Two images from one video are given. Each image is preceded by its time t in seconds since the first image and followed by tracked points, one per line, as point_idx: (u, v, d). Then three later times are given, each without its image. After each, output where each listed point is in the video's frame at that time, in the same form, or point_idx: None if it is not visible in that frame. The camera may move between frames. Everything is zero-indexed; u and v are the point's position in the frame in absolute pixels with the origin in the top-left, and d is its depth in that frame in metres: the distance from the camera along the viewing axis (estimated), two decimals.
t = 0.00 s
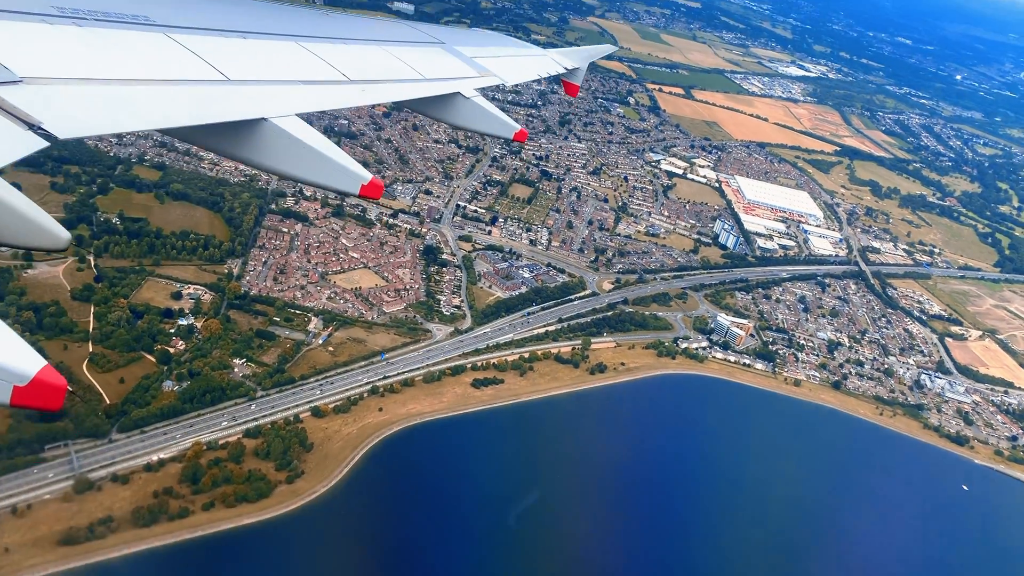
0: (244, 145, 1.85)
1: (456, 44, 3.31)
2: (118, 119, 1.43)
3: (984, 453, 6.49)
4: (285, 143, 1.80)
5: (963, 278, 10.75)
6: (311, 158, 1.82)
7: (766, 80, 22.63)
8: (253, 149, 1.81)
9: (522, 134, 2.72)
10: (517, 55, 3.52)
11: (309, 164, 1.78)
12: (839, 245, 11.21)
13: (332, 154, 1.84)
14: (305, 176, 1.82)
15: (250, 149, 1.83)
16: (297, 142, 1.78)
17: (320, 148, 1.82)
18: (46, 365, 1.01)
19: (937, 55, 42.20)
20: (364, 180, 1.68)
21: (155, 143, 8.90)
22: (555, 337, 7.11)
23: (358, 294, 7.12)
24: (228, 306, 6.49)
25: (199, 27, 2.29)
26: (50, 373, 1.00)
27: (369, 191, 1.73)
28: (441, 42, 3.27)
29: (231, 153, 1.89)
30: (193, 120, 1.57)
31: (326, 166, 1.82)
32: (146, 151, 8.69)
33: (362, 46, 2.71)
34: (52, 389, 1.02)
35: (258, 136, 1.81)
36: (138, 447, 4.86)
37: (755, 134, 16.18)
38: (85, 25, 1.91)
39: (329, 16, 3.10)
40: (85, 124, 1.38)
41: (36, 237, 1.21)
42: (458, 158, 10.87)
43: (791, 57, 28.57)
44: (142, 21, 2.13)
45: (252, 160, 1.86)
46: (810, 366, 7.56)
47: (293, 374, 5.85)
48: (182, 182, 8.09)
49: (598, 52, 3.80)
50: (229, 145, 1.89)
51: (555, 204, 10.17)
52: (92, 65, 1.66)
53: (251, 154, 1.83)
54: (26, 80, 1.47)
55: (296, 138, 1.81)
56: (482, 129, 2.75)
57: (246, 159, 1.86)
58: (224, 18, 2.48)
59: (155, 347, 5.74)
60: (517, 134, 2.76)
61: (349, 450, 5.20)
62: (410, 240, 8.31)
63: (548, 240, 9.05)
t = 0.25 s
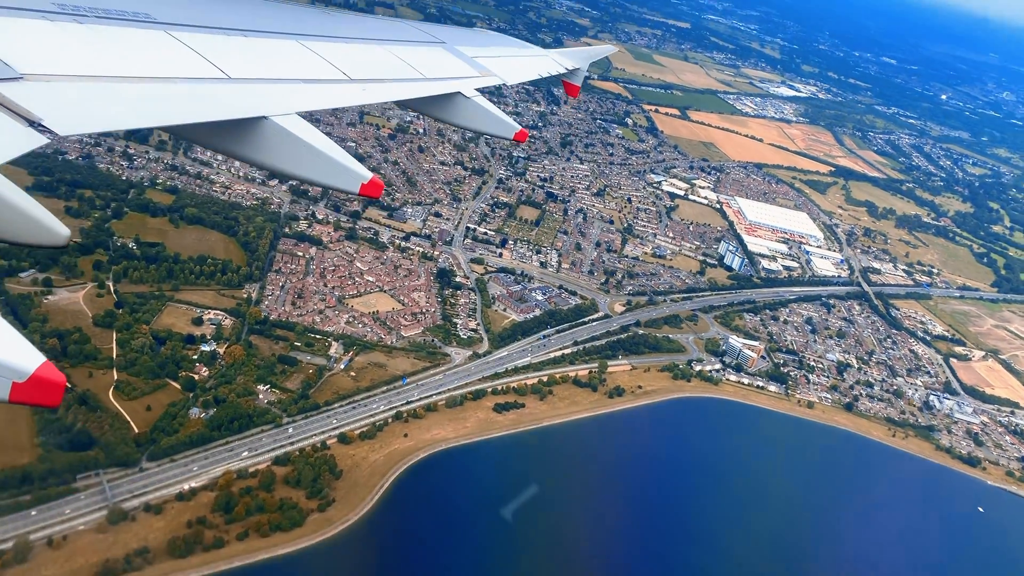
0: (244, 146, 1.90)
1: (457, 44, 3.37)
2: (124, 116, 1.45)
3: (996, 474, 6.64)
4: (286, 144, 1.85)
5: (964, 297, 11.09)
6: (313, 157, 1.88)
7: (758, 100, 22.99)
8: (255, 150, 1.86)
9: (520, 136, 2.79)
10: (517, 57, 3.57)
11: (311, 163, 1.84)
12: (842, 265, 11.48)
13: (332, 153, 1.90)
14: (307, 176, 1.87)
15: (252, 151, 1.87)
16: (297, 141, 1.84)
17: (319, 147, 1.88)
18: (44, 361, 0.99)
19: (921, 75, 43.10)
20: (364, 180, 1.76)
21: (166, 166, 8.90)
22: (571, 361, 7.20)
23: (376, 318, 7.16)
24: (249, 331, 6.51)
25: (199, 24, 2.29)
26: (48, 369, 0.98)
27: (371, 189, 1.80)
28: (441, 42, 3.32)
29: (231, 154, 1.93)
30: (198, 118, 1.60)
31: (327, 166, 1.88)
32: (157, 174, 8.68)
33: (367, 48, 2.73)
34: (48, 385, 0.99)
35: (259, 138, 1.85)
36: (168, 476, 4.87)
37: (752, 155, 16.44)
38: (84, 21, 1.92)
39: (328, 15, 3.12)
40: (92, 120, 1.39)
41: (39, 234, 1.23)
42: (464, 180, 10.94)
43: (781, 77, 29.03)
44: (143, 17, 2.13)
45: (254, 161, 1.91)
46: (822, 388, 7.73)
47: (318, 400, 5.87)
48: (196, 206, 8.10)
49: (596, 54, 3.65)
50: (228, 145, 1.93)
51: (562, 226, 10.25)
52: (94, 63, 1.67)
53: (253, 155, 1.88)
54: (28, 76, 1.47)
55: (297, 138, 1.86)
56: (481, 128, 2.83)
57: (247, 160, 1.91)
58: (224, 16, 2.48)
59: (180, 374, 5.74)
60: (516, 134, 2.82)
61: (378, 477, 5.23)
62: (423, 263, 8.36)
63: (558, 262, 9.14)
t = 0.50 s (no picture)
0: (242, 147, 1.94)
1: (453, 49, 3.48)
2: (115, 116, 1.49)
3: (1008, 494, 6.97)
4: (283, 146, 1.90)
5: (965, 316, 11.45)
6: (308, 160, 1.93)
7: (752, 118, 23.31)
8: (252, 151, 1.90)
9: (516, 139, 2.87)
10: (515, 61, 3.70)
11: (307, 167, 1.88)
12: (845, 284, 11.79)
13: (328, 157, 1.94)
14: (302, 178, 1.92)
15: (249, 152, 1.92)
16: (292, 142, 1.89)
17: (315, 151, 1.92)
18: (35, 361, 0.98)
19: (906, 92, 43.98)
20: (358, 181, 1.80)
21: (177, 188, 8.83)
22: (589, 382, 7.27)
23: (394, 340, 7.17)
24: (270, 355, 6.50)
25: (194, 27, 2.42)
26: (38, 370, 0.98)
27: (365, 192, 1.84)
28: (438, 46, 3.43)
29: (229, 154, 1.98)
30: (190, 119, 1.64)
31: (323, 168, 1.93)
32: (169, 195, 8.64)
33: (357, 50, 2.86)
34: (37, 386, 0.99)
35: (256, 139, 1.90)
36: (199, 504, 4.86)
37: (750, 174, 16.68)
38: (81, 22, 2.04)
39: (324, 19, 3.25)
40: (84, 120, 1.43)
41: (28, 232, 1.23)
42: (471, 200, 10.98)
43: (773, 95, 29.39)
44: (139, 19, 2.27)
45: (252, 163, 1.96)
46: (834, 409, 8.00)
47: (342, 425, 5.87)
48: (210, 228, 8.08)
49: (594, 59, 3.96)
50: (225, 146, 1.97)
51: (570, 245, 10.31)
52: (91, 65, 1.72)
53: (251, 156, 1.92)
54: (22, 76, 1.52)
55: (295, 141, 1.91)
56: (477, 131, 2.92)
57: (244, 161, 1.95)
58: (219, 19, 2.63)
59: (204, 400, 5.73)
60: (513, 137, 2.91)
61: (406, 504, 5.25)
62: (437, 284, 8.38)
63: (568, 282, 9.20)
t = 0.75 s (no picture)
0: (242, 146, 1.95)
1: (453, 48, 3.50)
2: (112, 117, 1.48)
3: None
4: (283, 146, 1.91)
5: (975, 328, 11.69)
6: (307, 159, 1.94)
7: (753, 130, 23.51)
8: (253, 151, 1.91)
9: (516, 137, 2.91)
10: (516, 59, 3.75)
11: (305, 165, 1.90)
12: (856, 297, 11.98)
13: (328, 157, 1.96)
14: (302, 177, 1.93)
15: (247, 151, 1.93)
16: (294, 143, 1.90)
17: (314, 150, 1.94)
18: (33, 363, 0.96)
19: (901, 101, 44.52)
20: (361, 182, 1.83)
21: (194, 206, 8.81)
22: (614, 400, 7.33)
23: (419, 358, 7.18)
24: (298, 375, 6.51)
25: (194, 27, 2.42)
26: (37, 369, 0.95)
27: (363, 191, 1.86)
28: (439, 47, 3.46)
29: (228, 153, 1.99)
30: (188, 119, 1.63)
31: (322, 168, 1.94)
32: (187, 213, 8.62)
33: (358, 48, 2.87)
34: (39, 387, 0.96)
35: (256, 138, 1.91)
36: (238, 528, 4.86)
37: (755, 186, 16.84)
38: (80, 21, 2.02)
39: (324, 19, 3.26)
40: (82, 121, 1.42)
41: (27, 231, 1.22)
42: (484, 215, 10.99)
43: (771, 106, 29.59)
44: (137, 18, 2.26)
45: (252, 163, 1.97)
46: (855, 424, 8.15)
47: (374, 446, 5.88)
48: (230, 246, 8.06)
49: (592, 58, 4.01)
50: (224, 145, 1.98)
51: (585, 260, 10.34)
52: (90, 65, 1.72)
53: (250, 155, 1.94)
54: (20, 76, 1.51)
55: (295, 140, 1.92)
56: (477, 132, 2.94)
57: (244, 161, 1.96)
58: (216, 17, 2.64)
59: (237, 421, 5.72)
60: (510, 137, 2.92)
61: (443, 526, 5.27)
62: (456, 301, 8.39)
63: (586, 298, 9.23)
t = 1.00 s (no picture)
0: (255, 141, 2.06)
1: (463, 36, 3.62)
2: (124, 112, 1.60)
3: None
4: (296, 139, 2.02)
5: (1008, 319, 11.63)
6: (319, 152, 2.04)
7: (770, 122, 23.38)
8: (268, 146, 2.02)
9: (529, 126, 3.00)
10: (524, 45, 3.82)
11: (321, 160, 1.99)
12: (886, 290, 11.92)
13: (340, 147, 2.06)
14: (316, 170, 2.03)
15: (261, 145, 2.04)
16: (304, 133, 2.01)
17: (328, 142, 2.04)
18: (54, 358, 1.11)
19: (915, 89, 44.17)
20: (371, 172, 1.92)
21: (230, 215, 8.86)
22: (656, 401, 7.33)
23: (462, 363, 7.20)
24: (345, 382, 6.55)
25: (204, 19, 2.55)
26: (58, 366, 1.10)
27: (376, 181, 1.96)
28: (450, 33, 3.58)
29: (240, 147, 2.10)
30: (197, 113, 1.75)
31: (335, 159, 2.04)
32: (223, 222, 8.66)
33: (366, 39, 2.99)
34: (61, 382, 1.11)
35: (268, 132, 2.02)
36: (301, 538, 4.91)
37: (777, 180, 16.77)
38: (91, 18, 2.17)
39: (334, 9, 3.39)
40: (94, 115, 1.53)
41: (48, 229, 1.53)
42: (512, 215, 10.99)
43: (787, 98, 29.38)
44: (147, 13, 2.40)
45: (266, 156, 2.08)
46: (896, 420, 8.12)
47: (425, 452, 5.91)
48: (268, 255, 8.11)
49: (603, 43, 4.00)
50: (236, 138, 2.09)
51: (616, 259, 10.33)
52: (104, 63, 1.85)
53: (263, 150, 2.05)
54: (34, 73, 1.65)
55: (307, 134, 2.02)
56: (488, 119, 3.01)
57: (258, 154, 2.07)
58: (227, 10, 2.77)
59: (291, 431, 5.77)
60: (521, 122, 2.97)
61: (501, 531, 5.30)
62: (493, 304, 8.39)
63: (620, 298, 9.22)
